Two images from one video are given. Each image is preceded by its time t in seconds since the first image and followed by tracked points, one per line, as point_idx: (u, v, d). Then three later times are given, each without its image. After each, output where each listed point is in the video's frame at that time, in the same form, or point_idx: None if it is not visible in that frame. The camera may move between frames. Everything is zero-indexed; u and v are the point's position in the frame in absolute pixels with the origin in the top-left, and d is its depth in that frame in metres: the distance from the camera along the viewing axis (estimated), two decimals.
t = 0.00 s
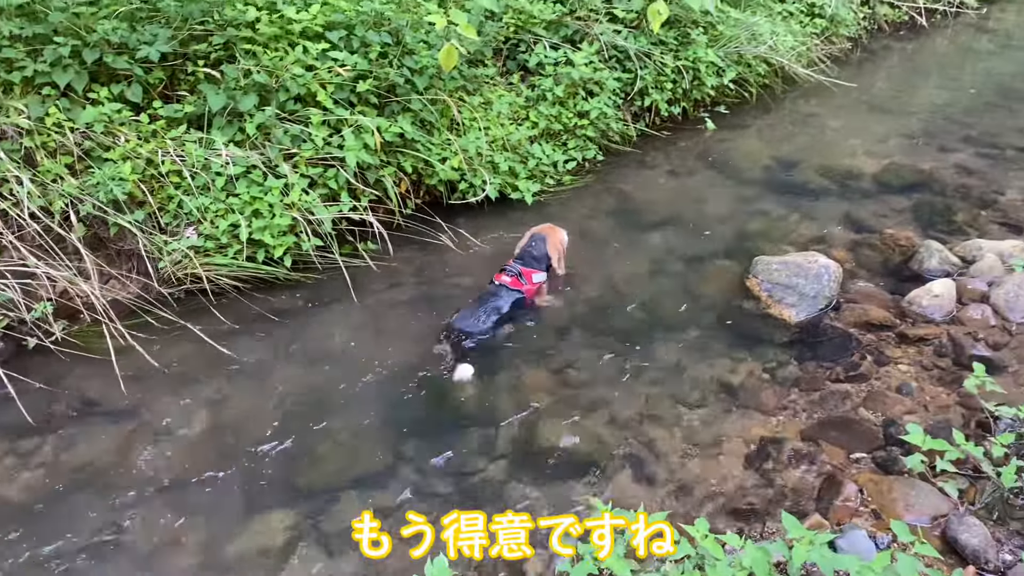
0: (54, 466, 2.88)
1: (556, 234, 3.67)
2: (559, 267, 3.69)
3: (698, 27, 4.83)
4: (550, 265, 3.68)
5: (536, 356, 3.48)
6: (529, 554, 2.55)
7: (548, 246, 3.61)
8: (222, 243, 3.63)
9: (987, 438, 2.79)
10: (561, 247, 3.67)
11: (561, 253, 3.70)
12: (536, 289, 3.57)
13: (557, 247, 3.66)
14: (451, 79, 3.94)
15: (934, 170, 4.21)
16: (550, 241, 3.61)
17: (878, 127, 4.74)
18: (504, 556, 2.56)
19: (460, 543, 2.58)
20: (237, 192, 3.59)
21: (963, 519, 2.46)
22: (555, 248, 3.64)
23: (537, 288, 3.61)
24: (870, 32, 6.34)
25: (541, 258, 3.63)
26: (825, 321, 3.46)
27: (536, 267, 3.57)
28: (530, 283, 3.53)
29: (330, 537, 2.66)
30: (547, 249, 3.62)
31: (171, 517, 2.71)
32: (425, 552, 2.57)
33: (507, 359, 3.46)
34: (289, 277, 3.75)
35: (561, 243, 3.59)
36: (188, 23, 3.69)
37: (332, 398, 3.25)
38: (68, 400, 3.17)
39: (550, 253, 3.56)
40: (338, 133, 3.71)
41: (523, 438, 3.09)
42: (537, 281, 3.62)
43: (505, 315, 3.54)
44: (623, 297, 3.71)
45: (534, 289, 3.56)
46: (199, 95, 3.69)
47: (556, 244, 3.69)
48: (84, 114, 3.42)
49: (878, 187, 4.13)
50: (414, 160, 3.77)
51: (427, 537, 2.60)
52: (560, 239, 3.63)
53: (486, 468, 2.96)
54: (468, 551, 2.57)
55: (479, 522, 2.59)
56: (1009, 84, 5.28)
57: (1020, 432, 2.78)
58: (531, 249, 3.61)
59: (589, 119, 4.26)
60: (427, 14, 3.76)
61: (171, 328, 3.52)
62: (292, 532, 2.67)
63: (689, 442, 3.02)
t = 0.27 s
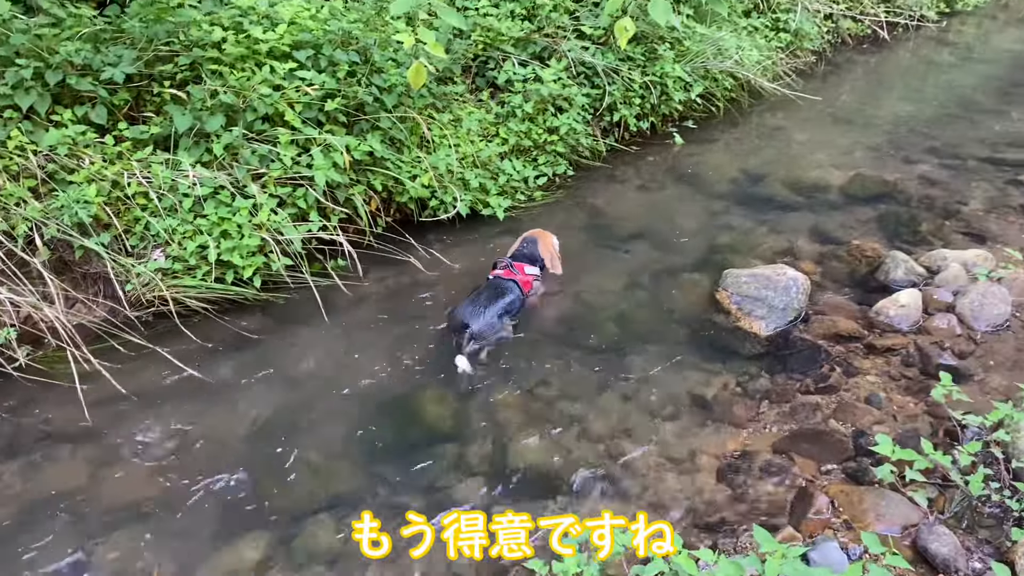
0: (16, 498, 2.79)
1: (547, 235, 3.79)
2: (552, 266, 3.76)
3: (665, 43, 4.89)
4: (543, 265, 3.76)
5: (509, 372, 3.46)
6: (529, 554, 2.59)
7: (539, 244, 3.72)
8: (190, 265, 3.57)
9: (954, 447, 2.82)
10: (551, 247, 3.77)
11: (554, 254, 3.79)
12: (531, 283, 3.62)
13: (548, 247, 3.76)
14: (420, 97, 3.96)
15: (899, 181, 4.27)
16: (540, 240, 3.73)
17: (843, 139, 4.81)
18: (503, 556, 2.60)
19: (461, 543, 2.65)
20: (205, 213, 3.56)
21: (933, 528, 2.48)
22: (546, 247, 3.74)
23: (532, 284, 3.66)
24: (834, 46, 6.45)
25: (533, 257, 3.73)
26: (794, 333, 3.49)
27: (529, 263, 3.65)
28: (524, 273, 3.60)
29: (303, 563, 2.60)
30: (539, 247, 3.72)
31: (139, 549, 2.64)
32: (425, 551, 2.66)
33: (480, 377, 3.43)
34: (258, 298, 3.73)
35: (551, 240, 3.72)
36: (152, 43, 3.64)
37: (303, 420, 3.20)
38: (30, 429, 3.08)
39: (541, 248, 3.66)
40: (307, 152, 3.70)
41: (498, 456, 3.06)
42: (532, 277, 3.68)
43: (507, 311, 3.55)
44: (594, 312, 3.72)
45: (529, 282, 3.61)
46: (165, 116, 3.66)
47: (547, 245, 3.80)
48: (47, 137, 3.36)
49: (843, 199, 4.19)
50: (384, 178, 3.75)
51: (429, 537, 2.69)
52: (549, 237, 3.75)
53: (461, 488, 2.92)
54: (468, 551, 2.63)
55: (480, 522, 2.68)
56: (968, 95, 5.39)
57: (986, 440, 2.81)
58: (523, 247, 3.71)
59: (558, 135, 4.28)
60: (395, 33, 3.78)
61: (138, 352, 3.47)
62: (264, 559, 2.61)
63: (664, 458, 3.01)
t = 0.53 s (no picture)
0: None
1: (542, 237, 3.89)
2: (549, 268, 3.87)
3: (635, 61, 4.93)
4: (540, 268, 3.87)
5: (482, 392, 3.42)
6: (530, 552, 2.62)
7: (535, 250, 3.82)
8: (159, 288, 3.52)
9: (923, 460, 2.84)
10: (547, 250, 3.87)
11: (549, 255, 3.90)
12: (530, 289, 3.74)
13: (543, 250, 3.86)
14: (390, 117, 3.96)
15: (866, 196, 4.34)
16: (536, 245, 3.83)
17: (811, 155, 4.88)
18: (503, 556, 2.62)
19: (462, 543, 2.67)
20: (172, 236, 3.51)
21: (903, 542, 2.48)
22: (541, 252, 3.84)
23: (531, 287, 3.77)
24: (801, 62, 6.51)
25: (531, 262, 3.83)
26: (764, 348, 3.51)
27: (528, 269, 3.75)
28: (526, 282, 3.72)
29: None
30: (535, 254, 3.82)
31: None
32: (425, 551, 2.68)
33: (452, 396, 3.40)
34: (228, 320, 3.70)
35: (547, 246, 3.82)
36: (118, 66, 3.61)
37: (273, 444, 3.15)
38: None
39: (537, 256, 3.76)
40: (277, 173, 3.69)
41: (472, 476, 3.01)
42: (532, 282, 3.81)
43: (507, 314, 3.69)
44: (567, 330, 3.72)
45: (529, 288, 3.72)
46: (132, 138, 3.64)
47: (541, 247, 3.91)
48: (10, 161, 3.31)
49: (812, 214, 4.24)
50: (355, 199, 3.74)
51: (428, 538, 2.71)
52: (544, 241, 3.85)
53: (433, 509, 2.87)
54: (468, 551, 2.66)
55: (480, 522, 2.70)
56: (932, 110, 5.49)
57: (954, 453, 2.84)
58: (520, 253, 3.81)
59: (530, 152, 4.29)
60: (364, 53, 3.77)
61: (106, 377, 3.42)
62: None
63: (637, 475, 2.98)
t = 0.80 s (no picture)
0: None
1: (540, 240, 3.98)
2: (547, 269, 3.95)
3: (611, 77, 4.96)
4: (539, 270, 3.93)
5: (461, 408, 3.37)
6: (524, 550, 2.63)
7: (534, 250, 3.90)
8: (132, 308, 3.48)
9: (900, 473, 2.84)
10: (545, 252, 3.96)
11: (547, 258, 3.98)
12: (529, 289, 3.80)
13: (542, 251, 3.95)
14: (366, 133, 3.97)
15: (840, 210, 4.38)
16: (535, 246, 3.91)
17: (786, 169, 4.92)
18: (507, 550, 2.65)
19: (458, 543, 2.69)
20: (146, 256, 3.47)
21: (880, 555, 2.46)
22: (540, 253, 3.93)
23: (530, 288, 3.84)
24: (776, 77, 6.55)
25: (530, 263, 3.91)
26: (742, 363, 3.51)
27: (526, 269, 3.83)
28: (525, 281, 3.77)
29: None
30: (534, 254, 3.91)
31: None
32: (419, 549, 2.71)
33: (430, 413, 3.35)
34: (203, 340, 3.65)
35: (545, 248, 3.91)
36: (90, 84, 3.57)
37: (247, 465, 3.08)
38: None
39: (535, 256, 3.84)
40: (252, 191, 3.66)
41: (450, 495, 2.95)
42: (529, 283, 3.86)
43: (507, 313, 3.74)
44: (545, 346, 3.70)
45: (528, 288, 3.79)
46: (105, 158, 3.61)
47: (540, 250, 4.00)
48: None
49: (788, 228, 4.27)
50: (331, 216, 3.72)
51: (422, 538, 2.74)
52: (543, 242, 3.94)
53: (411, 529, 2.81)
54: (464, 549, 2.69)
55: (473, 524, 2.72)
56: (905, 123, 5.56)
57: (930, 466, 2.84)
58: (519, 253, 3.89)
59: (507, 168, 4.28)
60: (340, 70, 3.77)
61: (77, 399, 3.36)
62: None
63: (617, 492, 2.95)
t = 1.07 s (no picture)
0: None
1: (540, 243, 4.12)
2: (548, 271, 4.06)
3: (591, 92, 4.99)
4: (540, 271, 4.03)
5: (443, 425, 3.35)
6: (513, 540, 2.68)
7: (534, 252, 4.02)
8: (110, 327, 3.43)
9: (881, 486, 2.83)
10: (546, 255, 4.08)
11: (548, 261, 4.11)
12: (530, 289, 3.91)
13: (542, 255, 4.06)
14: (347, 149, 3.96)
15: (820, 223, 4.41)
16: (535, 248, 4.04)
17: (766, 183, 4.96)
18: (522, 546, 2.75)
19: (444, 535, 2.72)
20: (124, 274, 3.43)
21: (863, 570, 2.48)
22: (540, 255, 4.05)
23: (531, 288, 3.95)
24: (756, 91, 6.59)
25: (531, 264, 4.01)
26: (723, 377, 3.51)
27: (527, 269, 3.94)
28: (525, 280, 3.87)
29: None
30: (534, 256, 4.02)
31: None
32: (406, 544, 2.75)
33: (411, 431, 3.31)
34: (183, 358, 3.61)
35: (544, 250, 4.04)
36: (67, 102, 3.54)
37: (225, 485, 3.03)
38: None
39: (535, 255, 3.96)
40: (231, 209, 3.64)
41: (432, 514, 2.92)
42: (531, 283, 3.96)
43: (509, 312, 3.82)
44: (528, 360, 3.68)
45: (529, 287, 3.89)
46: (82, 176, 3.57)
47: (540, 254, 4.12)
48: None
49: (768, 241, 4.29)
50: (311, 232, 3.71)
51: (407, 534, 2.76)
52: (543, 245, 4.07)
53: (393, 549, 2.76)
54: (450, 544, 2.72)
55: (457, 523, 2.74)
56: (883, 136, 5.62)
57: (911, 479, 2.84)
58: (520, 254, 4.00)
59: (488, 184, 4.30)
60: (319, 86, 3.77)
61: (54, 420, 3.29)
62: None
63: (600, 508, 2.92)
